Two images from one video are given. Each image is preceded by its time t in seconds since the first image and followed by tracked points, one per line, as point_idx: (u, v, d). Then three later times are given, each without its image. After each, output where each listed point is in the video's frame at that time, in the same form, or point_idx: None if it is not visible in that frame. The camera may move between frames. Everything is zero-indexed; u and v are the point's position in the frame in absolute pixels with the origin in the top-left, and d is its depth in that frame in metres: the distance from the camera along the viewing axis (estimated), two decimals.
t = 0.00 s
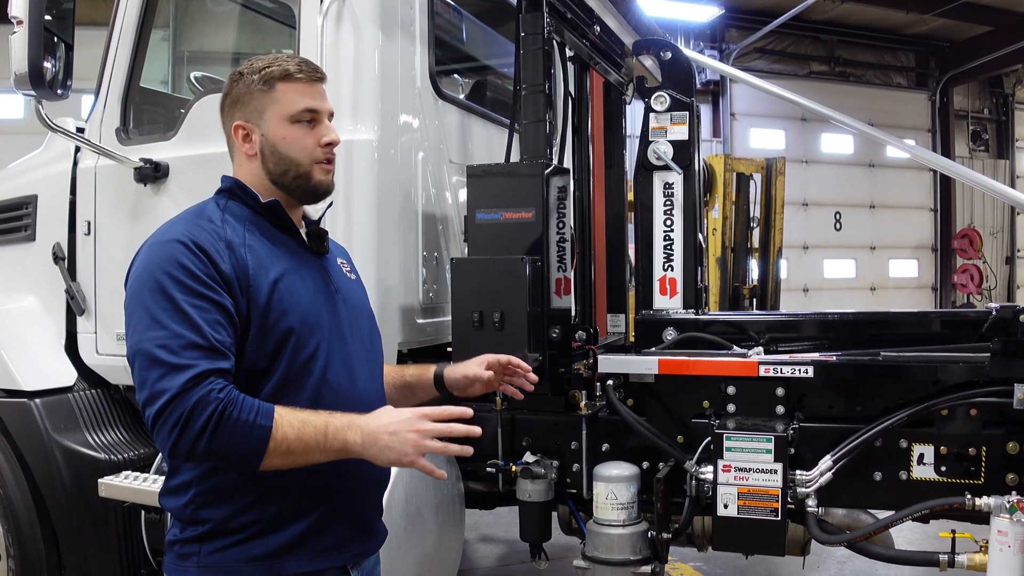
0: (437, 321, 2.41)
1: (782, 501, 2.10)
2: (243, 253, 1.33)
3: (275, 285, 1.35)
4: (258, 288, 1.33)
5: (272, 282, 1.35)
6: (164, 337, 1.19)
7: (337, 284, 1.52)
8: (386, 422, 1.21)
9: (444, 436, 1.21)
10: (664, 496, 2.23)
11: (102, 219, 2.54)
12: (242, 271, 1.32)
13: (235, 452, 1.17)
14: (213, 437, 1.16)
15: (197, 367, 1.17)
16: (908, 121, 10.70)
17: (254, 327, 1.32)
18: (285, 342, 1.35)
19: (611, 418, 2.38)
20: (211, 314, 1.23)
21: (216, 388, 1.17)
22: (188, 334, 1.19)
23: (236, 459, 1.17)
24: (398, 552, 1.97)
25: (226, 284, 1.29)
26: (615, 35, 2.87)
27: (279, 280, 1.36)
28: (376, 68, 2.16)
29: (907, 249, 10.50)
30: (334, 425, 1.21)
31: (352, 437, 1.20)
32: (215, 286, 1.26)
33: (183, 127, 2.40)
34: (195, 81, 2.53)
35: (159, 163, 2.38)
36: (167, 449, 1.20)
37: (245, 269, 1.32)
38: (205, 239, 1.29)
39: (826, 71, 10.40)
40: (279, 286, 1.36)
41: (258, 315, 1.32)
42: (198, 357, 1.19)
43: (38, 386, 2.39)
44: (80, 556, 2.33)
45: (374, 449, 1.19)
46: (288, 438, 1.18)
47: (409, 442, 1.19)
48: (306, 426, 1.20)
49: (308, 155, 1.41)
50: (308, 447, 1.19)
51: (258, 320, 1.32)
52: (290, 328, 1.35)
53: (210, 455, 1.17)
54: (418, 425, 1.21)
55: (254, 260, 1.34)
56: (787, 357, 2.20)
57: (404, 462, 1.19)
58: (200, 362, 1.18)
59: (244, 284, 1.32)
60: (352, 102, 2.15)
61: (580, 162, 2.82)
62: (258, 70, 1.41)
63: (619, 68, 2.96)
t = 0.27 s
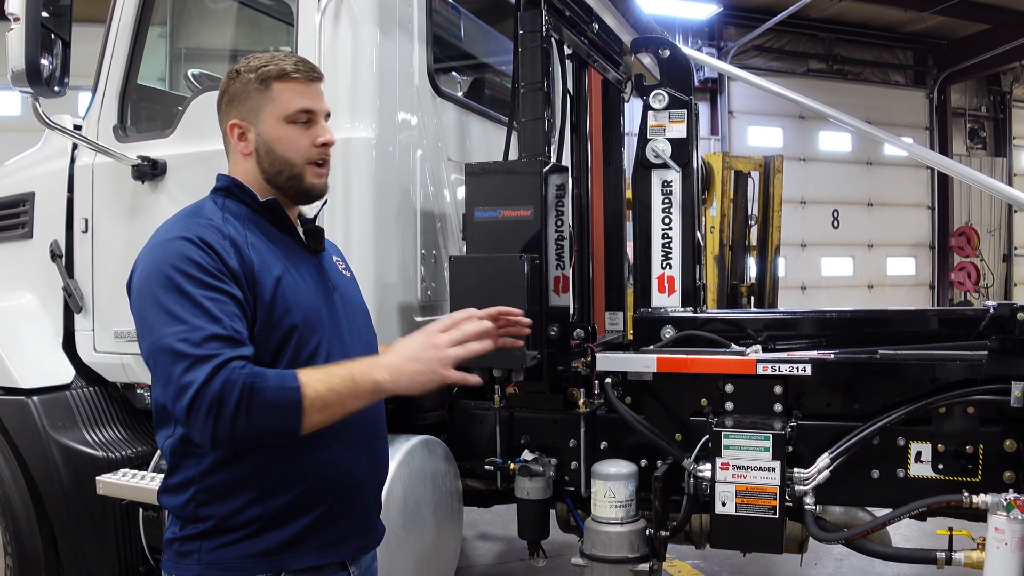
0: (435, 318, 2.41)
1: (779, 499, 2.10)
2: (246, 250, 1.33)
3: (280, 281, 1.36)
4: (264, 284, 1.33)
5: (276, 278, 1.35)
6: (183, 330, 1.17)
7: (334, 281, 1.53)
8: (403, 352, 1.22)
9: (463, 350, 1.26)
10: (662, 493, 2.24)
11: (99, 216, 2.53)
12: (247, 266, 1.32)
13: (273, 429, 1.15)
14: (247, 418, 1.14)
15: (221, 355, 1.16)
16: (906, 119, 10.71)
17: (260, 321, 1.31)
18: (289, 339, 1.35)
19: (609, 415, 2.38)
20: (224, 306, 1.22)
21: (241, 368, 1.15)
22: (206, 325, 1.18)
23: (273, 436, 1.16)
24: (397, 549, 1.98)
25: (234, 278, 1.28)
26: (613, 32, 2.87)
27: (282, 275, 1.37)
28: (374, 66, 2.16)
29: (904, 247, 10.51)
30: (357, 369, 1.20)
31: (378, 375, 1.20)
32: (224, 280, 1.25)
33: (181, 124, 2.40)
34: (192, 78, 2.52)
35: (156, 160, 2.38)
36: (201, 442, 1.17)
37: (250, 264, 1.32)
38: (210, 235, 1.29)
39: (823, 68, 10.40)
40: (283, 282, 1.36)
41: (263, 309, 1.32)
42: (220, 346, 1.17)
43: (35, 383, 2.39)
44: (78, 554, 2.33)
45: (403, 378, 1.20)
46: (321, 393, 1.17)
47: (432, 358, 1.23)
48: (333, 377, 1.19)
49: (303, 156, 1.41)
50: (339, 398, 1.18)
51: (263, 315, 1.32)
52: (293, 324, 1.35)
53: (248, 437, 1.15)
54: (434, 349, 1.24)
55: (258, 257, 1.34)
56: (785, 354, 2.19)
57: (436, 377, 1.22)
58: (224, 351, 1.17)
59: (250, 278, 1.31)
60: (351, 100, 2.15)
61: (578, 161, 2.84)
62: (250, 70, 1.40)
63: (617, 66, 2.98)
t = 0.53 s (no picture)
0: (435, 318, 2.41)
1: (780, 499, 2.10)
2: (244, 246, 1.34)
3: (276, 277, 1.36)
4: (261, 279, 1.33)
5: (273, 275, 1.35)
6: (188, 320, 1.17)
7: (331, 280, 1.53)
8: (415, 364, 1.23)
9: (472, 369, 1.26)
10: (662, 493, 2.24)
11: (100, 216, 2.53)
12: (245, 262, 1.32)
13: (278, 424, 1.15)
14: (253, 410, 1.14)
15: (228, 343, 1.16)
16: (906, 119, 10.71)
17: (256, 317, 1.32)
18: (285, 336, 1.35)
19: (609, 415, 2.38)
20: (226, 298, 1.23)
21: (249, 360, 1.16)
22: (211, 315, 1.18)
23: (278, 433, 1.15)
24: (398, 549, 1.98)
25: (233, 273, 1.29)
26: (613, 32, 2.87)
27: (279, 272, 1.37)
28: (374, 66, 2.16)
29: (905, 246, 10.51)
30: (367, 375, 1.20)
31: (388, 385, 1.20)
32: (225, 274, 1.26)
33: (181, 123, 2.40)
34: (192, 78, 2.52)
35: (156, 160, 2.38)
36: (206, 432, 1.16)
37: (248, 260, 1.33)
38: (210, 230, 1.30)
39: (824, 67, 10.39)
40: (279, 279, 1.37)
41: (259, 306, 1.32)
42: (226, 336, 1.17)
43: (36, 383, 2.39)
44: (78, 554, 2.33)
45: (410, 390, 1.21)
46: (327, 394, 1.17)
47: (441, 381, 1.23)
48: (341, 380, 1.19)
49: (263, 146, 1.42)
50: (346, 402, 1.18)
51: (259, 311, 1.32)
52: (289, 321, 1.35)
53: (253, 431, 1.15)
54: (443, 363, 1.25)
55: (256, 253, 1.35)
56: (785, 354, 2.20)
57: (440, 399, 1.23)
58: (230, 340, 1.17)
59: (248, 274, 1.32)
60: (351, 99, 2.14)
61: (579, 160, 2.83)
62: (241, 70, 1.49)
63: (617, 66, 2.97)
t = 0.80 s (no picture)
0: (435, 318, 2.41)
1: (780, 499, 2.10)
2: (231, 245, 1.34)
3: (264, 277, 1.35)
4: (246, 279, 1.33)
5: (259, 274, 1.34)
6: (163, 319, 1.18)
7: (325, 280, 1.52)
8: (397, 424, 1.18)
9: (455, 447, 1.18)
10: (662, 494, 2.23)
11: (100, 216, 2.53)
12: (230, 262, 1.32)
13: (238, 435, 1.14)
14: (216, 418, 1.13)
15: (198, 346, 1.17)
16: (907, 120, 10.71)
17: (239, 317, 1.31)
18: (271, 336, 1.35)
19: (609, 416, 2.38)
20: (205, 299, 1.24)
21: (220, 368, 1.16)
22: (185, 316, 1.19)
23: (237, 445, 1.14)
24: (397, 549, 1.98)
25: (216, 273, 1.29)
26: (613, 33, 2.87)
27: (266, 272, 1.36)
28: (374, 67, 2.16)
29: (905, 248, 10.50)
30: (341, 419, 1.16)
31: (357, 435, 1.15)
32: (207, 274, 1.27)
33: (181, 124, 2.40)
34: (193, 78, 2.52)
35: (156, 160, 2.38)
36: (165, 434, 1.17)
37: (233, 259, 1.33)
38: (197, 229, 1.31)
39: (824, 69, 10.39)
40: (265, 279, 1.35)
41: (242, 306, 1.31)
42: (198, 338, 1.18)
43: (35, 383, 2.39)
44: (77, 554, 2.33)
45: (380, 450, 1.16)
46: (292, 428, 1.14)
47: (416, 449, 1.16)
48: (312, 417, 1.15)
49: (263, 148, 1.43)
50: (312, 440, 1.14)
51: (241, 311, 1.31)
52: (272, 322, 1.34)
53: (212, 440, 1.14)
54: (428, 432, 1.19)
55: (243, 252, 1.34)
56: (785, 355, 2.20)
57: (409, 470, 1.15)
58: (200, 342, 1.18)
59: (232, 274, 1.32)
60: (351, 100, 2.15)
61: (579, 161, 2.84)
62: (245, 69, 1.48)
63: (618, 66, 2.98)
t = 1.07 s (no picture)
0: (434, 319, 2.41)
1: (778, 500, 2.10)
2: (213, 244, 1.34)
3: (245, 276, 1.35)
4: (226, 279, 1.33)
5: (240, 274, 1.34)
6: (132, 319, 1.19)
7: (314, 280, 1.51)
8: (363, 432, 1.16)
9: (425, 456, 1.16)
10: (661, 494, 2.23)
11: (99, 217, 2.53)
12: (210, 261, 1.32)
13: (196, 440, 1.14)
14: (175, 423, 1.14)
15: (163, 349, 1.17)
16: (907, 120, 10.70)
17: (218, 317, 1.31)
18: (252, 336, 1.34)
19: (608, 416, 2.38)
20: (178, 299, 1.24)
21: (182, 373, 1.16)
22: (154, 316, 1.20)
23: (195, 450, 1.14)
24: (396, 550, 1.98)
25: (194, 273, 1.30)
26: (612, 33, 2.87)
27: (248, 271, 1.36)
28: (373, 67, 2.16)
29: (905, 248, 10.50)
30: (304, 427, 1.15)
31: (321, 443, 1.14)
32: (184, 274, 1.27)
33: (180, 124, 2.40)
34: (192, 79, 2.52)
35: (155, 161, 2.38)
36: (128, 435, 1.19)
37: (214, 259, 1.33)
38: (177, 228, 1.31)
39: (824, 69, 10.39)
40: (247, 279, 1.35)
41: (221, 306, 1.31)
42: (165, 340, 1.19)
43: (35, 384, 2.39)
44: (76, 554, 2.33)
45: (346, 460, 1.14)
46: (253, 435, 1.13)
47: (384, 458, 1.15)
48: (273, 424, 1.14)
49: (254, 148, 1.43)
50: (274, 446, 1.14)
51: (221, 311, 1.31)
52: (254, 322, 1.34)
53: (170, 444, 1.15)
54: (397, 441, 1.17)
55: (224, 251, 1.34)
56: (784, 356, 2.20)
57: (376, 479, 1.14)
58: (166, 344, 1.18)
59: (212, 274, 1.32)
60: (350, 101, 2.15)
61: (576, 162, 2.84)
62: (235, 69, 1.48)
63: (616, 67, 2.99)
